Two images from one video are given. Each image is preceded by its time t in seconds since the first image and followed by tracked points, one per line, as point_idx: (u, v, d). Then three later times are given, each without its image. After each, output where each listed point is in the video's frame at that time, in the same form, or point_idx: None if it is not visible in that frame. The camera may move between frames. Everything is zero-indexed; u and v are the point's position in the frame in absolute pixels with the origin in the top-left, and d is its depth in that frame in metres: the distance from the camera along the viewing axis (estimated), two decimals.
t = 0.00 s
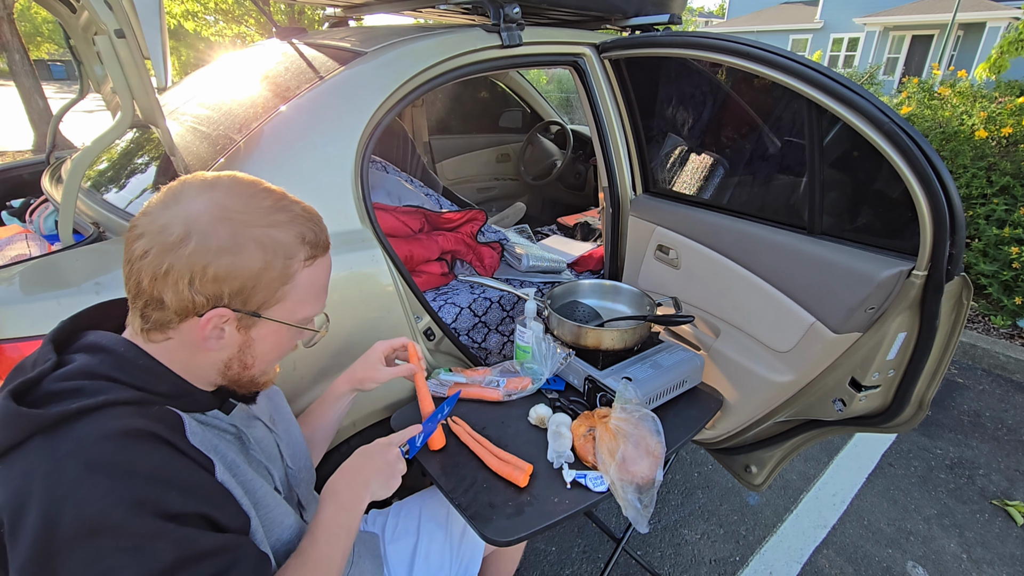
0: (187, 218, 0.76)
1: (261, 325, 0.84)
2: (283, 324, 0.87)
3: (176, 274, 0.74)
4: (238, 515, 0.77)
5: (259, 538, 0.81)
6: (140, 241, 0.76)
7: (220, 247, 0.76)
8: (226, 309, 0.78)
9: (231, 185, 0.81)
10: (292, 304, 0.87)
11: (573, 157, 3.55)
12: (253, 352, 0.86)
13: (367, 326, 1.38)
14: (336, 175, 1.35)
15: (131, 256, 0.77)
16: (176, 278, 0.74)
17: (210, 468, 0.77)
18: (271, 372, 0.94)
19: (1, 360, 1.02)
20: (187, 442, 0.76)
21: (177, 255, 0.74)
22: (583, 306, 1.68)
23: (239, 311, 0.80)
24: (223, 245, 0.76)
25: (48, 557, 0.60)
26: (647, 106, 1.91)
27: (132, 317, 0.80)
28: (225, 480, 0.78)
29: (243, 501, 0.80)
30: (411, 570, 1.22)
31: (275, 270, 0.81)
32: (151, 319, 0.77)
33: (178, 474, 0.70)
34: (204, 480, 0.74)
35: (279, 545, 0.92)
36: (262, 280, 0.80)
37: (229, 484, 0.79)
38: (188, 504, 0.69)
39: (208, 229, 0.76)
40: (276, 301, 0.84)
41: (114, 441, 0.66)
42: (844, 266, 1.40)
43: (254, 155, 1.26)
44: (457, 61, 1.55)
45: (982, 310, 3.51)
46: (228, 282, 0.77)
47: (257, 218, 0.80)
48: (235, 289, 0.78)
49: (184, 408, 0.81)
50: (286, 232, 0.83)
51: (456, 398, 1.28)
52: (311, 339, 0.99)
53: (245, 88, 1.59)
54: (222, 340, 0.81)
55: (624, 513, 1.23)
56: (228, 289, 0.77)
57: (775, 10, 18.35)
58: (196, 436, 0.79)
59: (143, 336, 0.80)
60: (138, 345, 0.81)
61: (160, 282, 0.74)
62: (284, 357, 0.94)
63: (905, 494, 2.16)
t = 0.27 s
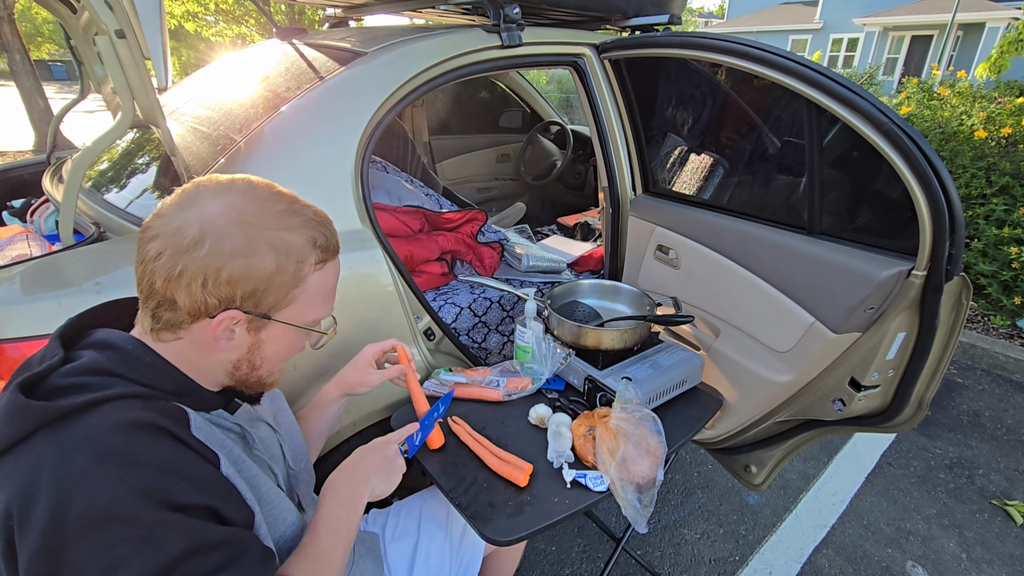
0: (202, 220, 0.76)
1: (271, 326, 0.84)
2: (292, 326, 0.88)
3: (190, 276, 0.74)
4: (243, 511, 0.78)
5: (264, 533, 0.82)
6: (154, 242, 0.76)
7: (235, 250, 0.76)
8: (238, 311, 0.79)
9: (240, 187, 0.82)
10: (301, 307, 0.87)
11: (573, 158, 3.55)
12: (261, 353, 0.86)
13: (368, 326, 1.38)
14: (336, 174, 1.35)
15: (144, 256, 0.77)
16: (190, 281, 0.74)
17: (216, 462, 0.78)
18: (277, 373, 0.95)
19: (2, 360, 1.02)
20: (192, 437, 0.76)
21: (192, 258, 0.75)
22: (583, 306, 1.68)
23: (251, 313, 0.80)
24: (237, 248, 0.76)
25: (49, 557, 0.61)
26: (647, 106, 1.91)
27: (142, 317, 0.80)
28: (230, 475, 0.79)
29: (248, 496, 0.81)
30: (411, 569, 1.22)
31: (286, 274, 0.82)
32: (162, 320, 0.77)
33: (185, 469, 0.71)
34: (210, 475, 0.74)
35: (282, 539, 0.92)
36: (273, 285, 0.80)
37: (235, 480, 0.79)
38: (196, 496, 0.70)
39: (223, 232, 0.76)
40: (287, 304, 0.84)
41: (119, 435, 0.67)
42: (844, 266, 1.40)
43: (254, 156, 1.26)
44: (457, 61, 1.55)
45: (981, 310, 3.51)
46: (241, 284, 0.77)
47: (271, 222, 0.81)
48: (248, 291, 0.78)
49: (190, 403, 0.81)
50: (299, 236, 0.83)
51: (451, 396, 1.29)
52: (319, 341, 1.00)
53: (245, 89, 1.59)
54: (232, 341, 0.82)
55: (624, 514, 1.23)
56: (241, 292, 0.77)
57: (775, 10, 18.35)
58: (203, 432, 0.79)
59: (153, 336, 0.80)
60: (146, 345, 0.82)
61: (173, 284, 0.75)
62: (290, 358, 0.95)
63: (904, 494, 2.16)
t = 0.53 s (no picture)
0: (205, 188, 0.78)
1: (276, 294, 0.85)
2: (296, 295, 0.88)
3: (198, 243, 0.75)
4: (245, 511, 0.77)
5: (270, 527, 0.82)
6: (155, 215, 0.76)
7: (240, 213, 0.78)
8: (246, 275, 0.79)
9: (238, 168, 0.83)
10: (304, 274, 0.88)
11: (573, 157, 3.55)
12: (268, 324, 0.86)
13: (368, 326, 1.38)
14: (336, 174, 1.35)
15: (144, 235, 0.77)
16: (199, 246, 0.75)
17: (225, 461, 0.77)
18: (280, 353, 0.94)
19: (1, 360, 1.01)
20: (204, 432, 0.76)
21: (199, 224, 0.75)
22: (583, 306, 1.68)
23: (257, 278, 0.81)
24: (242, 211, 0.78)
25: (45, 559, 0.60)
26: (647, 106, 1.91)
27: (143, 296, 0.79)
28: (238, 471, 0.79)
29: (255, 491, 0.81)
30: (411, 570, 1.22)
31: (289, 239, 0.84)
32: (166, 295, 0.76)
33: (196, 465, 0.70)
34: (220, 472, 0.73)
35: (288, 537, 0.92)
36: (278, 248, 0.82)
37: (242, 476, 0.79)
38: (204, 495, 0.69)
39: (228, 197, 0.78)
40: (291, 271, 0.85)
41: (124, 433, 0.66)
42: (843, 266, 1.40)
43: (253, 155, 1.26)
44: (457, 60, 1.55)
45: (982, 310, 3.50)
46: (248, 247, 0.78)
47: (272, 191, 0.83)
48: (255, 255, 0.79)
49: (194, 397, 0.80)
50: (297, 205, 0.86)
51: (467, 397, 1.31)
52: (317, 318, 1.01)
53: (245, 88, 1.59)
54: (240, 311, 0.82)
55: (624, 514, 1.22)
56: (249, 255, 0.78)
57: (775, 10, 18.34)
58: (209, 425, 0.79)
59: (156, 316, 0.79)
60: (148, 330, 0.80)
61: (180, 253, 0.74)
62: (292, 336, 0.95)
63: (905, 494, 2.16)
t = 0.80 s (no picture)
0: (190, 188, 0.77)
1: (267, 293, 0.85)
2: (288, 294, 0.88)
3: (186, 244, 0.75)
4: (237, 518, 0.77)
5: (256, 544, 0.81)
6: (141, 217, 0.76)
7: (228, 212, 0.78)
8: (236, 275, 0.79)
9: (225, 165, 0.82)
10: (295, 273, 0.88)
11: (573, 157, 3.55)
12: (260, 324, 0.86)
13: (368, 326, 1.38)
14: (335, 174, 1.34)
15: (131, 238, 0.76)
16: (187, 247, 0.75)
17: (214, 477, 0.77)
18: (274, 353, 0.95)
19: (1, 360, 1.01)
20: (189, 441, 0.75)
21: (185, 225, 0.75)
22: (583, 306, 1.68)
23: (247, 277, 0.81)
24: (229, 211, 0.78)
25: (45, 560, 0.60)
26: (647, 106, 1.91)
27: (134, 300, 0.79)
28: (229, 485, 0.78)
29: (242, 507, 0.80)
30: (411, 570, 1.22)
31: (278, 236, 0.83)
32: (156, 298, 0.76)
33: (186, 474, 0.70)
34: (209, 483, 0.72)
35: (280, 546, 0.91)
36: (267, 246, 0.82)
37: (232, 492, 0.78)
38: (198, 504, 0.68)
39: (214, 196, 0.78)
40: (281, 269, 0.85)
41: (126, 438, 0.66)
42: (843, 266, 1.40)
43: (253, 156, 1.26)
44: (456, 60, 1.55)
45: (982, 310, 3.51)
46: (237, 247, 0.78)
47: (258, 189, 0.83)
48: (244, 254, 0.79)
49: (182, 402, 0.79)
50: (285, 202, 0.85)
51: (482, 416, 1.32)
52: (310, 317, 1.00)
53: (245, 88, 1.59)
54: (231, 312, 0.82)
55: (624, 514, 1.23)
56: (237, 255, 0.78)
57: (775, 10, 18.35)
58: (201, 437, 0.79)
59: (147, 320, 0.79)
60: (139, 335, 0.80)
61: (169, 254, 0.74)
62: (286, 335, 0.95)
63: (905, 494, 2.16)
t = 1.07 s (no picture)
0: (180, 182, 0.77)
1: (261, 287, 0.85)
2: (283, 288, 0.88)
3: (178, 237, 0.75)
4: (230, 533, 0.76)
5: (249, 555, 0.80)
6: (133, 212, 0.76)
7: (219, 205, 0.78)
8: (230, 269, 0.79)
9: (215, 159, 0.82)
10: (288, 266, 0.88)
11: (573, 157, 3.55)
12: (256, 318, 0.86)
13: (368, 326, 1.38)
14: (335, 174, 1.34)
15: (124, 234, 0.77)
16: (180, 241, 0.75)
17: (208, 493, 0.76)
18: (271, 349, 0.94)
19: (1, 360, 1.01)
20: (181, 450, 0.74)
21: (176, 218, 0.75)
22: (583, 306, 1.68)
23: (241, 271, 0.81)
24: (220, 204, 0.78)
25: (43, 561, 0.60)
26: (647, 106, 1.91)
27: (129, 297, 0.79)
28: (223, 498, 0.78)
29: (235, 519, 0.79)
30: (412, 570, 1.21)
31: (270, 229, 0.84)
32: (150, 293, 0.77)
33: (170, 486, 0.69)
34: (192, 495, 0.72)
35: (277, 551, 0.91)
36: (260, 239, 0.82)
37: (225, 505, 0.77)
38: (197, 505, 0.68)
39: (204, 190, 0.78)
40: (274, 262, 0.85)
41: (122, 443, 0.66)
42: (843, 266, 1.40)
43: (253, 156, 1.26)
44: (456, 60, 1.55)
45: (982, 310, 3.51)
46: (229, 241, 0.78)
47: (249, 182, 0.83)
48: (236, 248, 0.79)
49: (176, 404, 0.79)
50: (277, 195, 0.86)
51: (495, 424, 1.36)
52: (306, 311, 1.00)
53: (245, 88, 1.59)
54: (226, 306, 0.82)
55: (624, 514, 1.23)
56: (230, 248, 0.79)
57: (775, 10, 18.35)
58: (196, 444, 0.79)
59: (142, 316, 0.79)
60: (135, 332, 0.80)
61: (161, 249, 0.75)
62: (282, 330, 0.95)
63: (905, 494, 2.16)
